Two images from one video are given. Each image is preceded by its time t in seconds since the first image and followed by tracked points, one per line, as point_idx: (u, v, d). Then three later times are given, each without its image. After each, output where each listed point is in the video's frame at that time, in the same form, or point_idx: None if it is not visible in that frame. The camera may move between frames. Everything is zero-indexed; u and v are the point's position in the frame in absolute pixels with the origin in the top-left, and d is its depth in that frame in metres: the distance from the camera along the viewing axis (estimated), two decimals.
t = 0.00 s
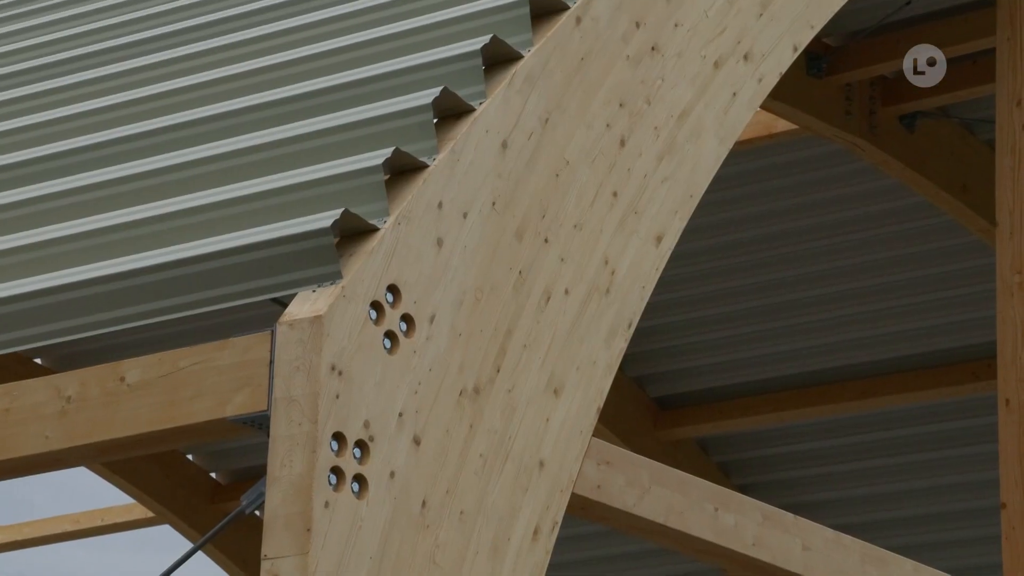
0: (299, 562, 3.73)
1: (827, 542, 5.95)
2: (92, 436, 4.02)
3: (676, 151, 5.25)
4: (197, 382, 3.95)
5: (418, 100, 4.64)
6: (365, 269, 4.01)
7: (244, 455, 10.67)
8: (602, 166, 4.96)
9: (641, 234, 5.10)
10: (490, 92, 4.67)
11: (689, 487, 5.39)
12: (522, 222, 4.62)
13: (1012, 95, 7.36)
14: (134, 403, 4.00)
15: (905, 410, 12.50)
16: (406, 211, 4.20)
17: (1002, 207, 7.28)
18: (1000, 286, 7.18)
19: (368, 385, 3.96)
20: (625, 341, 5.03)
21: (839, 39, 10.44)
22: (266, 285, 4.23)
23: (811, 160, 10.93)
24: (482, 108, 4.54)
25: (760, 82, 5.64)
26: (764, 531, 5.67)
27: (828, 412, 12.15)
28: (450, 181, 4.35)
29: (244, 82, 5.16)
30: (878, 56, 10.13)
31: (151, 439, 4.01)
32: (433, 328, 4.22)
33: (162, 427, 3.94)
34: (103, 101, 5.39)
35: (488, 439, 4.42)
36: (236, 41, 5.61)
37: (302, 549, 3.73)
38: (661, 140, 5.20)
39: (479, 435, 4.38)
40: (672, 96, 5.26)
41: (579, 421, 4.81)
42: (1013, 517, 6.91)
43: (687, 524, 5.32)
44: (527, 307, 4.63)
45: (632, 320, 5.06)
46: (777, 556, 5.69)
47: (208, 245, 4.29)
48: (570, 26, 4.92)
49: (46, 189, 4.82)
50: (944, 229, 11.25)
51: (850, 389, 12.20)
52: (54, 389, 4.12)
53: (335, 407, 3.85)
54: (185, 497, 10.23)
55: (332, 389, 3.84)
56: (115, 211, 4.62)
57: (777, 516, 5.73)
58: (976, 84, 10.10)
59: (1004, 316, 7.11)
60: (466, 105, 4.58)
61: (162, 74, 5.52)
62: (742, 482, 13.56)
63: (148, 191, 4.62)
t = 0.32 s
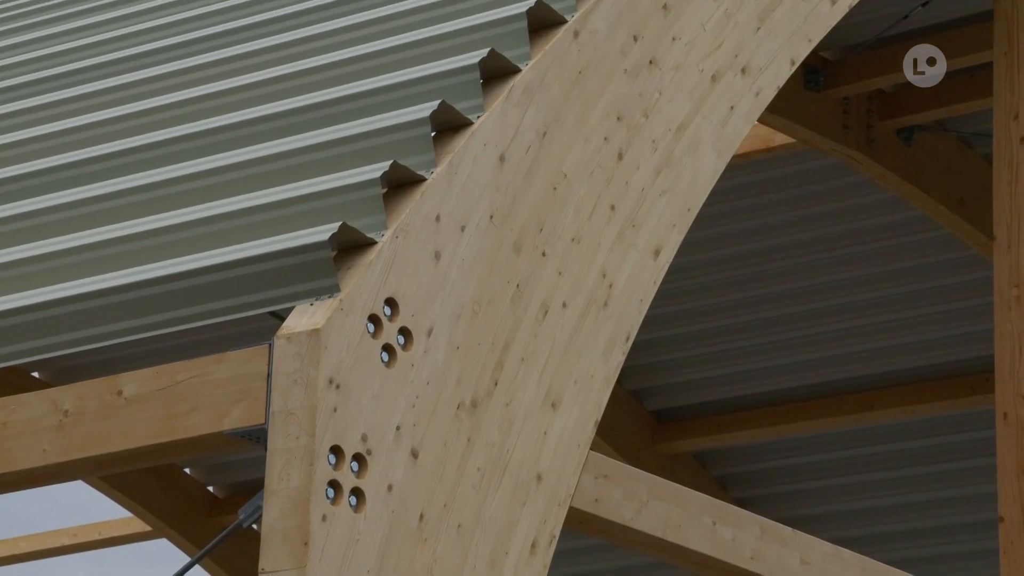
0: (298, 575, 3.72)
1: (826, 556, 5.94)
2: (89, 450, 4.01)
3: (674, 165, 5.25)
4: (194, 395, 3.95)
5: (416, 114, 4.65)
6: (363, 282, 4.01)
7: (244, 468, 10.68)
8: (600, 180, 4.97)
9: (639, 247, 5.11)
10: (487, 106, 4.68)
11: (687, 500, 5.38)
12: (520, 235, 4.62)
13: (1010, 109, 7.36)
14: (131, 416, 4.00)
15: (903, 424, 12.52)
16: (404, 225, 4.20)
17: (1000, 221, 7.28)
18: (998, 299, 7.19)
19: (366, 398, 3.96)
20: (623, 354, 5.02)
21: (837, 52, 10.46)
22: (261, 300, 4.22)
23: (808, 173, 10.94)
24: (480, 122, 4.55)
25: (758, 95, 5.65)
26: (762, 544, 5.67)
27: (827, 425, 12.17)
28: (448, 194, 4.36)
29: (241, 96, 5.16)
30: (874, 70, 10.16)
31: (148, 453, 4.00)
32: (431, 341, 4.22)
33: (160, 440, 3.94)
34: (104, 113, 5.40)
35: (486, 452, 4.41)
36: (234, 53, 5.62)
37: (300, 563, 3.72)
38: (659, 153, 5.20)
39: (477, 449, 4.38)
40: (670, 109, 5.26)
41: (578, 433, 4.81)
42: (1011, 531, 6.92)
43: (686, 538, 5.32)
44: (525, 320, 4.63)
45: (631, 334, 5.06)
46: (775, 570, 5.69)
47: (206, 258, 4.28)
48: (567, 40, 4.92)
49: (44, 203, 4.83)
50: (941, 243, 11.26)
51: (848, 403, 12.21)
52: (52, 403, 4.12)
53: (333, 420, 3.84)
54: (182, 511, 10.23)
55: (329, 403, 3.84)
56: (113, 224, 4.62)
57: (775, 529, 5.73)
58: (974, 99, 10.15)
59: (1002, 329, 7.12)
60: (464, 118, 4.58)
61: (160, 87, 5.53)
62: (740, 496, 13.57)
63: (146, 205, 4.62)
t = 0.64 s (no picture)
0: None
1: (824, 568, 5.92)
2: (85, 463, 4.01)
3: (671, 177, 5.26)
4: (191, 408, 3.95)
5: (413, 126, 4.66)
6: (360, 294, 4.01)
7: (241, 481, 10.67)
8: (597, 192, 4.97)
9: (636, 260, 5.11)
10: (485, 118, 4.68)
11: (685, 513, 5.38)
12: (517, 247, 4.62)
13: (1006, 122, 7.36)
14: (128, 428, 4.00)
15: (902, 435, 12.54)
16: (401, 237, 4.20)
17: (996, 233, 7.29)
18: (995, 312, 7.20)
19: (363, 410, 3.95)
20: (620, 367, 5.02)
21: (834, 65, 10.48)
22: (259, 311, 4.22)
23: (805, 185, 10.95)
24: (477, 134, 4.55)
25: (755, 107, 5.65)
26: (759, 557, 5.66)
27: (821, 437, 12.17)
28: (445, 207, 4.35)
29: (239, 107, 5.17)
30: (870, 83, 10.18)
31: (145, 465, 4.00)
32: (428, 353, 4.22)
33: (157, 453, 3.93)
34: (104, 125, 5.40)
35: (483, 464, 4.41)
36: (231, 66, 5.63)
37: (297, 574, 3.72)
38: (656, 165, 5.20)
39: (474, 461, 4.37)
40: (668, 121, 5.27)
41: (575, 445, 4.80)
42: (1009, 544, 6.90)
43: (684, 551, 5.31)
44: (522, 332, 4.63)
45: (628, 346, 5.06)
46: None
47: (203, 270, 4.28)
48: (566, 52, 4.92)
49: (42, 215, 4.83)
50: (939, 255, 11.28)
51: (845, 415, 12.24)
52: (50, 415, 4.12)
53: (330, 432, 3.83)
54: (181, 524, 10.22)
55: (327, 415, 3.83)
56: (111, 237, 4.62)
57: (773, 541, 5.73)
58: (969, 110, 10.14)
59: (998, 342, 7.12)
60: (461, 130, 4.58)
61: (156, 100, 5.54)
62: (738, 508, 13.59)
63: (143, 217, 4.62)
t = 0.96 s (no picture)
0: None
1: None
2: (82, 476, 4.00)
3: (668, 190, 5.26)
4: (189, 421, 3.94)
5: (411, 138, 4.67)
6: (359, 306, 4.02)
7: (238, 494, 10.66)
8: (595, 205, 4.97)
9: (634, 272, 5.11)
10: (483, 130, 4.69)
11: (683, 525, 5.37)
12: (515, 260, 4.62)
13: (1004, 136, 7.37)
14: (124, 441, 3.99)
15: (900, 448, 12.56)
16: (398, 249, 4.20)
17: (994, 246, 7.29)
18: (991, 325, 7.21)
19: (362, 423, 3.95)
20: (618, 379, 5.02)
21: (832, 78, 10.51)
22: (255, 324, 4.22)
23: (802, 198, 10.99)
24: (476, 146, 4.55)
25: (752, 119, 5.66)
26: (757, 569, 5.66)
27: (818, 450, 12.20)
28: (442, 219, 4.36)
29: (234, 120, 5.17)
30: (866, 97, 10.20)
31: (142, 478, 3.99)
32: (426, 366, 4.22)
33: (154, 466, 3.93)
34: (103, 137, 5.41)
35: (481, 477, 4.40)
36: (225, 80, 5.64)
37: None
38: (654, 178, 5.21)
39: (472, 474, 4.37)
40: (665, 133, 5.27)
41: (573, 457, 4.80)
42: (1006, 559, 6.85)
43: (681, 564, 5.30)
44: (520, 345, 4.63)
45: (625, 359, 5.06)
46: None
47: (199, 282, 4.27)
48: (563, 65, 4.93)
49: (38, 228, 4.83)
50: (936, 268, 11.30)
51: (842, 428, 12.24)
52: (47, 427, 4.11)
53: (328, 445, 3.83)
54: (180, 537, 10.21)
55: (324, 428, 3.83)
56: (108, 249, 4.62)
57: (771, 554, 5.72)
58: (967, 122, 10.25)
59: (995, 354, 7.13)
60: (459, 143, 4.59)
61: (156, 111, 5.55)
62: (737, 521, 13.59)
63: (138, 229, 4.62)
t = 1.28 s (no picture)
0: None
1: None
2: (78, 488, 3.99)
3: (665, 202, 5.26)
4: (185, 433, 3.94)
5: (408, 150, 4.67)
6: (356, 317, 4.02)
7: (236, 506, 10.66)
8: (593, 217, 4.97)
9: (631, 284, 5.11)
10: (480, 143, 4.69)
11: (680, 538, 5.37)
12: (512, 272, 4.62)
13: (1000, 148, 7.38)
14: (122, 453, 3.99)
15: (897, 461, 12.67)
16: (396, 261, 4.20)
17: (991, 258, 7.30)
18: (990, 337, 7.22)
19: (359, 436, 3.94)
20: (615, 391, 5.01)
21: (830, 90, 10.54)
22: (253, 335, 4.22)
23: (813, 208, 11.00)
24: (473, 158, 4.56)
25: (750, 132, 5.66)
26: None
27: (818, 462, 12.28)
28: (440, 232, 4.36)
29: (230, 133, 5.18)
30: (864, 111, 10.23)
31: (139, 490, 3.98)
32: (423, 378, 4.21)
33: (151, 478, 3.92)
34: (104, 149, 5.41)
35: (479, 489, 4.39)
36: (222, 92, 5.65)
37: None
38: (651, 190, 5.21)
39: (469, 486, 4.36)
40: (663, 145, 5.27)
41: (570, 469, 4.79)
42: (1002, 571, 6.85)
43: None
44: (517, 357, 4.62)
45: (623, 372, 5.05)
46: None
47: (196, 295, 4.27)
48: (560, 77, 4.93)
49: (36, 240, 4.83)
50: (933, 280, 11.39)
51: (839, 441, 12.35)
52: (44, 439, 4.11)
53: (324, 457, 3.83)
54: (179, 551, 10.20)
55: (321, 440, 3.83)
56: (105, 261, 4.62)
57: (770, 567, 5.71)
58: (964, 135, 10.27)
59: (992, 367, 7.14)
60: (456, 155, 4.60)
61: (157, 123, 5.55)
62: (733, 534, 13.67)
63: (135, 242, 4.62)
